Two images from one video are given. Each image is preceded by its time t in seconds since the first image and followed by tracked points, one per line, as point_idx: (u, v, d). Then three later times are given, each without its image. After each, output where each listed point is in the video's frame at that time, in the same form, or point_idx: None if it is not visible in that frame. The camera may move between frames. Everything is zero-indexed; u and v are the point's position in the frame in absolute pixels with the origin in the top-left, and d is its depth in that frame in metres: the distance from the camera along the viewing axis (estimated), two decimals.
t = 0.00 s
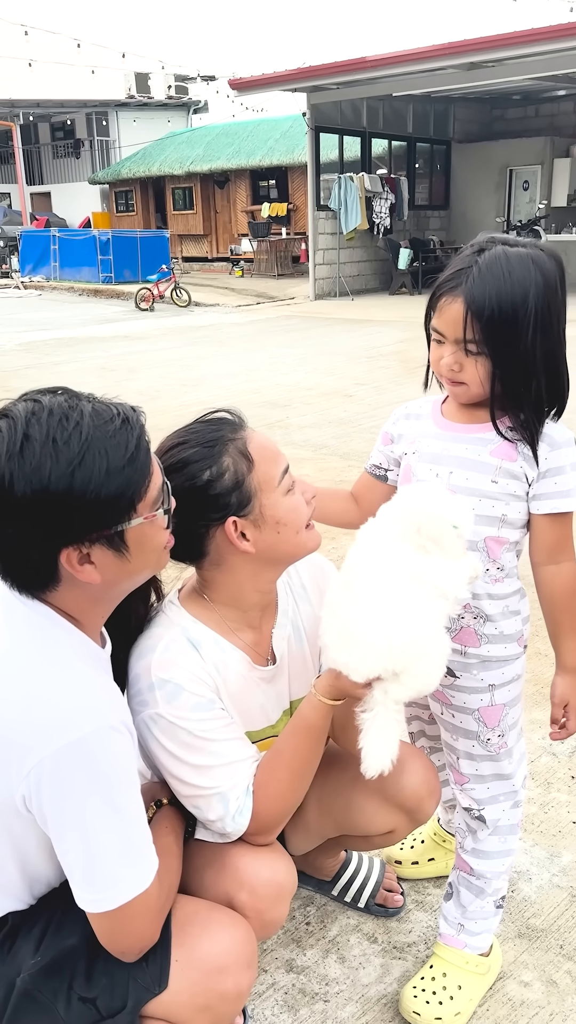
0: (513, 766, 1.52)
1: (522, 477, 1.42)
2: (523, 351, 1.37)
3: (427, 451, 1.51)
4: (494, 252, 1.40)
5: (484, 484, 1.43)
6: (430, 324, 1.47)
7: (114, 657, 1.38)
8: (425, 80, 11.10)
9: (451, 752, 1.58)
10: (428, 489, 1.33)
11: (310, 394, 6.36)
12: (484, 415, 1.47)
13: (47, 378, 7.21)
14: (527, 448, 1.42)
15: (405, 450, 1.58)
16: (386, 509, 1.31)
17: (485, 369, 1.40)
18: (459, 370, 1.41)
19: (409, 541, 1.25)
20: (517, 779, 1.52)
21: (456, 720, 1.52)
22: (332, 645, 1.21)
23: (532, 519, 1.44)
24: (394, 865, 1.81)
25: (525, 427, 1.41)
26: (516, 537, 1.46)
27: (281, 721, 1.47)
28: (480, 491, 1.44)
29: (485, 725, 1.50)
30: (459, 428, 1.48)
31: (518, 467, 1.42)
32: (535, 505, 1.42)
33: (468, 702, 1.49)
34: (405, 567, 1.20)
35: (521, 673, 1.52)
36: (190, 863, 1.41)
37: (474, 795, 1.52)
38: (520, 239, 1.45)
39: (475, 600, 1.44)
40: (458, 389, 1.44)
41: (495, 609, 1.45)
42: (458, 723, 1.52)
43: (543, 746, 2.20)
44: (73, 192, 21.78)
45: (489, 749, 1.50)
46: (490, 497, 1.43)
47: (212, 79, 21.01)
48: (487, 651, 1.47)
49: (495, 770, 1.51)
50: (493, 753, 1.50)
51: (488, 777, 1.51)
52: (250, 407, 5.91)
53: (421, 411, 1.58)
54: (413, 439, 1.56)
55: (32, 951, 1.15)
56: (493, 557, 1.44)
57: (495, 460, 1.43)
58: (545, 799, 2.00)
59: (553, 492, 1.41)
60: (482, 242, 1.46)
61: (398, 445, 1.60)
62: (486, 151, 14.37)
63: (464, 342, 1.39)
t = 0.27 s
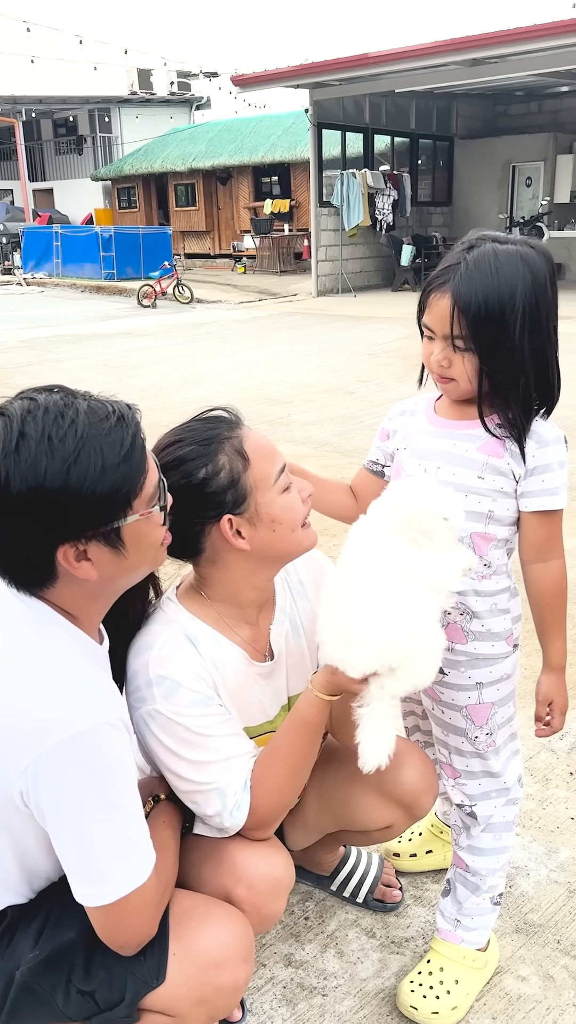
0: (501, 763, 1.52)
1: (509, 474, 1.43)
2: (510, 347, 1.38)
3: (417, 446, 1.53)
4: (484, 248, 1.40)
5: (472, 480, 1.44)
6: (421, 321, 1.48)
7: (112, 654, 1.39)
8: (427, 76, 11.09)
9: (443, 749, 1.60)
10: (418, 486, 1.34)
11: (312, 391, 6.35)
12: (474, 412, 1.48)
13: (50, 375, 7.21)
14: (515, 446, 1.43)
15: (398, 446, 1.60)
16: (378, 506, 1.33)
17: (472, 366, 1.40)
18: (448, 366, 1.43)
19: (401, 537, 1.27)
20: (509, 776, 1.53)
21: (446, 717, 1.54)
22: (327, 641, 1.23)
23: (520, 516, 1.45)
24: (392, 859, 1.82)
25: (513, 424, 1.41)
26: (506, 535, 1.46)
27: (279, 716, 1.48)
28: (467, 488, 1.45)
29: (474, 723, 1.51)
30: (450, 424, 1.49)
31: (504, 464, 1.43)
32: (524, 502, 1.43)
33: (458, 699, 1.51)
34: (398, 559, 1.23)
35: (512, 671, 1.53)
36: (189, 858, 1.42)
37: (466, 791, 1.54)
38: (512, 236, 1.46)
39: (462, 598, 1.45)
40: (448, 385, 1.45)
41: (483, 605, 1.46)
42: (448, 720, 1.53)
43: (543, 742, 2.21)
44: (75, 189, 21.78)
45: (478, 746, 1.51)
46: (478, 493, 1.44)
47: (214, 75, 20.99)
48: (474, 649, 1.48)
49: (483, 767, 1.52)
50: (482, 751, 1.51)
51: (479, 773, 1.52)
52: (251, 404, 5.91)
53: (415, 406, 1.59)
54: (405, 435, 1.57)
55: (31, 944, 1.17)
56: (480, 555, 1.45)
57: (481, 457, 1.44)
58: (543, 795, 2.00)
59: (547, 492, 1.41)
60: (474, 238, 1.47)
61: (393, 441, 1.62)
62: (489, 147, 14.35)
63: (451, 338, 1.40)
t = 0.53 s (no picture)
0: (499, 759, 1.53)
1: (506, 471, 1.44)
2: (506, 346, 1.39)
3: (415, 444, 1.54)
4: (480, 246, 1.41)
5: (470, 477, 1.45)
6: (418, 319, 1.50)
7: (116, 650, 1.40)
8: (431, 73, 11.06)
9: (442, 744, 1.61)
10: (419, 483, 1.35)
11: (314, 388, 6.35)
12: (472, 410, 1.49)
13: (52, 372, 7.20)
14: (511, 443, 1.44)
15: (397, 444, 1.61)
16: (380, 503, 1.34)
17: (469, 363, 1.42)
18: (445, 364, 1.44)
19: (405, 535, 1.28)
20: (508, 772, 1.54)
21: (445, 713, 1.55)
22: (325, 633, 1.26)
23: (519, 514, 1.46)
24: (394, 853, 1.83)
25: (508, 422, 1.42)
26: (504, 532, 1.47)
27: (281, 711, 1.49)
28: (467, 485, 1.46)
29: (473, 720, 1.52)
30: (448, 421, 1.50)
31: (503, 462, 1.44)
32: (522, 500, 1.44)
33: (456, 695, 1.52)
34: (397, 554, 1.25)
35: (511, 668, 1.54)
36: (192, 851, 1.43)
37: (466, 786, 1.55)
38: (509, 234, 1.47)
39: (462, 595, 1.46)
40: (445, 383, 1.47)
41: (482, 603, 1.47)
42: (448, 716, 1.55)
43: (544, 738, 2.22)
44: (78, 186, 21.76)
45: (476, 743, 1.53)
46: (476, 490, 1.45)
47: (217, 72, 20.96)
48: (473, 646, 1.49)
49: (481, 763, 1.53)
50: (480, 747, 1.53)
51: (478, 768, 1.53)
52: (254, 402, 5.92)
53: (414, 405, 1.60)
54: (403, 433, 1.58)
55: (36, 936, 1.18)
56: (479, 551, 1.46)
57: (479, 454, 1.45)
58: (545, 791, 2.02)
59: (546, 490, 1.43)
60: (471, 237, 1.48)
61: (391, 439, 1.63)
62: (493, 144, 14.31)
63: (448, 335, 1.42)
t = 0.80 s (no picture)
0: (502, 756, 1.54)
1: (510, 469, 1.44)
2: (512, 343, 1.39)
3: (418, 442, 1.54)
4: (486, 244, 1.41)
5: (474, 475, 1.46)
6: (422, 317, 1.50)
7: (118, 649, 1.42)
8: (434, 68, 11.03)
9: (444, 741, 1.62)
10: (422, 482, 1.36)
11: (317, 386, 6.35)
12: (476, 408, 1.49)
13: (55, 370, 7.21)
14: (516, 440, 1.44)
15: (398, 442, 1.61)
16: (381, 501, 1.35)
17: (474, 362, 1.42)
18: (450, 362, 1.44)
19: (405, 533, 1.29)
20: (511, 769, 1.55)
21: (447, 710, 1.55)
22: (326, 631, 1.27)
23: (521, 511, 1.46)
24: (396, 850, 1.84)
25: (514, 419, 1.43)
26: (506, 529, 1.48)
27: (283, 708, 1.50)
28: (471, 483, 1.46)
29: (474, 716, 1.53)
30: (451, 419, 1.51)
31: (506, 458, 1.44)
32: (525, 497, 1.44)
33: (458, 692, 1.52)
34: (398, 551, 1.26)
35: (513, 664, 1.54)
36: (195, 847, 1.44)
37: (468, 783, 1.56)
38: (515, 232, 1.47)
39: (465, 592, 1.46)
40: (450, 381, 1.47)
41: (484, 600, 1.47)
42: (450, 713, 1.55)
43: (546, 735, 2.22)
44: (81, 182, 21.74)
45: (479, 739, 1.53)
46: (480, 489, 1.45)
47: (220, 68, 20.94)
48: (475, 643, 1.49)
49: (484, 759, 1.54)
50: (483, 744, 1.53)
51: (480, 765, 1.54)
52: (257, 399, 5.91)
53: (415, 403, 1.60)
54: (406, 431, 1.59)
55: (39, 932, 1.19)
56: (482, 548, 1.46)
57: (483, 452, 1.45)
58: (546, 788, 2.02)
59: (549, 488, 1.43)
60: (475, 235, 1.48)
61: (392, 437, 1.63)
62: (496, 140, 14.28)
63: (454, 333, 1.41)
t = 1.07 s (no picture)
0: (507, 755, 1.54)
1: (516, 468, 1.44)
2: (521, 341, 1.39)
3: (423, 441, 1.53)
4: (494, 240, 1.41)
5: (480, 474, 1.45)
6: (428, 313, 1.49)
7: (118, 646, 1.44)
8: (438, 66, 11.00)
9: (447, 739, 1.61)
10: (429, 480, 1.35)
11: (320, 384, 6.34)
12: (481, 407, 1.48)
13: (57, 368, 7.21)
14: (523, 438, 1.44)
15: (401, 440, 1.61)
16: (386, 500, 1.35)
17: (483, 359, 1.41)
18: (458, 358, 1.43)
19: (408, 531, 1.28)
20: (515, 767, 1.55)
21: (451, 707, 1.55)
22: (329, 628, 1.27)
23: (527, 508, 1.47)
24: (398, 848, 1.84)
25: (521, 416, 1.43)
26: (511, 527, 1.48)
27: (285, 705, 1.50)
28: (476, 482, 1.45)
29: (480, 714, 1.52)
30: (456, 417, 1.50)
31: (513, 457, 1.44)
32: (531, 494, 1.45)
33: (463, 690, 1.52)
34: (401, 549, 1.26)
35: (517, 662, 1.54)
36: (197, 845, 1.44)
37: (472, 780, 1.55)
38: (520, 228, 1.47)
39: (470, 590, 1.46)
40: (456, 377, 1.46)
41: (490, 599, 1.47)
42: (454, 711, 1.55)
43: (548, 733, 2.22)
44: (84, 180, 21.74)
45: (483, 737, 1.53)
46: (486, 487, 1.45)
47: (223, 65, 20.92)
48: (481, 641, 1.49)
49: (489, 759, 1.53)
50: (487, 742, 1.53)
51: (485, 763, 1.54)
52: (259, 397, 5.91)
53: (418, 402, 1.60)
54: (409, 430, 1.58)
55: (41, 929, 1.19)
56: (488, 546, 1.46)
57: (490, 450, 1.45)
58: (548, 786, 2.02)
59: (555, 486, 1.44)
60: (482, 231, 1.48)
61: (395, 435, 1.63)
62: (500, 137, 14.24)
63: (462, 330, 1.41)
